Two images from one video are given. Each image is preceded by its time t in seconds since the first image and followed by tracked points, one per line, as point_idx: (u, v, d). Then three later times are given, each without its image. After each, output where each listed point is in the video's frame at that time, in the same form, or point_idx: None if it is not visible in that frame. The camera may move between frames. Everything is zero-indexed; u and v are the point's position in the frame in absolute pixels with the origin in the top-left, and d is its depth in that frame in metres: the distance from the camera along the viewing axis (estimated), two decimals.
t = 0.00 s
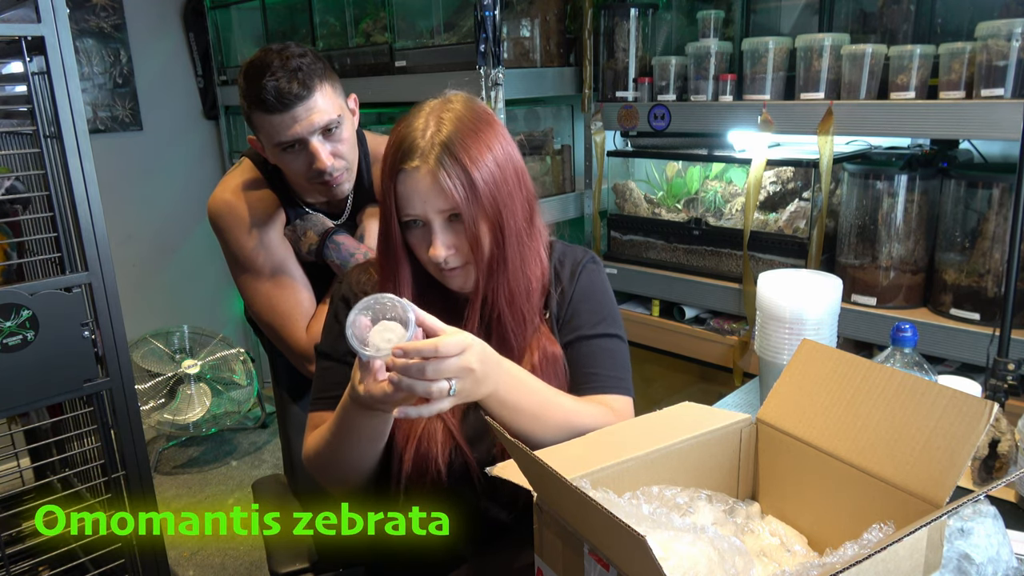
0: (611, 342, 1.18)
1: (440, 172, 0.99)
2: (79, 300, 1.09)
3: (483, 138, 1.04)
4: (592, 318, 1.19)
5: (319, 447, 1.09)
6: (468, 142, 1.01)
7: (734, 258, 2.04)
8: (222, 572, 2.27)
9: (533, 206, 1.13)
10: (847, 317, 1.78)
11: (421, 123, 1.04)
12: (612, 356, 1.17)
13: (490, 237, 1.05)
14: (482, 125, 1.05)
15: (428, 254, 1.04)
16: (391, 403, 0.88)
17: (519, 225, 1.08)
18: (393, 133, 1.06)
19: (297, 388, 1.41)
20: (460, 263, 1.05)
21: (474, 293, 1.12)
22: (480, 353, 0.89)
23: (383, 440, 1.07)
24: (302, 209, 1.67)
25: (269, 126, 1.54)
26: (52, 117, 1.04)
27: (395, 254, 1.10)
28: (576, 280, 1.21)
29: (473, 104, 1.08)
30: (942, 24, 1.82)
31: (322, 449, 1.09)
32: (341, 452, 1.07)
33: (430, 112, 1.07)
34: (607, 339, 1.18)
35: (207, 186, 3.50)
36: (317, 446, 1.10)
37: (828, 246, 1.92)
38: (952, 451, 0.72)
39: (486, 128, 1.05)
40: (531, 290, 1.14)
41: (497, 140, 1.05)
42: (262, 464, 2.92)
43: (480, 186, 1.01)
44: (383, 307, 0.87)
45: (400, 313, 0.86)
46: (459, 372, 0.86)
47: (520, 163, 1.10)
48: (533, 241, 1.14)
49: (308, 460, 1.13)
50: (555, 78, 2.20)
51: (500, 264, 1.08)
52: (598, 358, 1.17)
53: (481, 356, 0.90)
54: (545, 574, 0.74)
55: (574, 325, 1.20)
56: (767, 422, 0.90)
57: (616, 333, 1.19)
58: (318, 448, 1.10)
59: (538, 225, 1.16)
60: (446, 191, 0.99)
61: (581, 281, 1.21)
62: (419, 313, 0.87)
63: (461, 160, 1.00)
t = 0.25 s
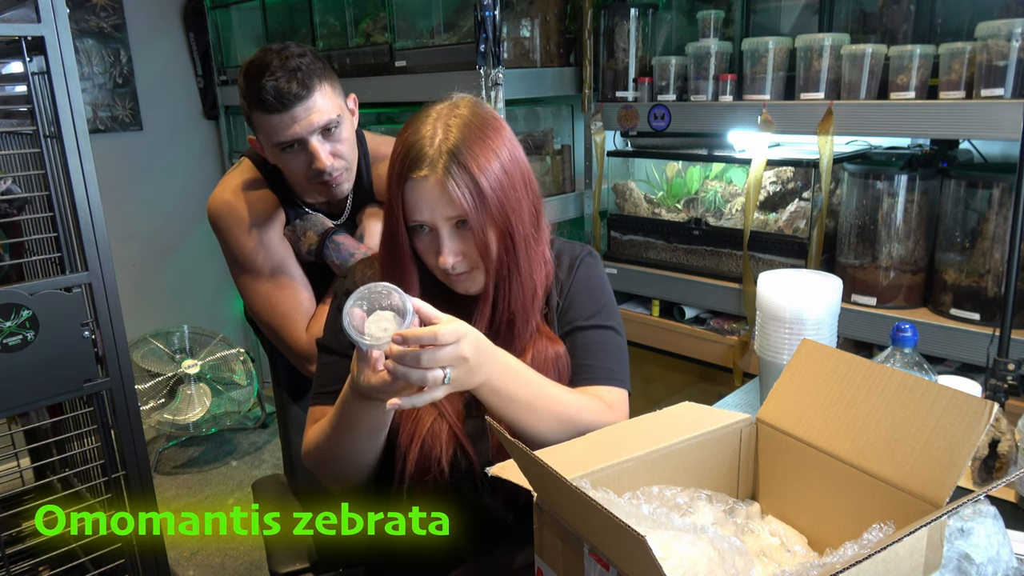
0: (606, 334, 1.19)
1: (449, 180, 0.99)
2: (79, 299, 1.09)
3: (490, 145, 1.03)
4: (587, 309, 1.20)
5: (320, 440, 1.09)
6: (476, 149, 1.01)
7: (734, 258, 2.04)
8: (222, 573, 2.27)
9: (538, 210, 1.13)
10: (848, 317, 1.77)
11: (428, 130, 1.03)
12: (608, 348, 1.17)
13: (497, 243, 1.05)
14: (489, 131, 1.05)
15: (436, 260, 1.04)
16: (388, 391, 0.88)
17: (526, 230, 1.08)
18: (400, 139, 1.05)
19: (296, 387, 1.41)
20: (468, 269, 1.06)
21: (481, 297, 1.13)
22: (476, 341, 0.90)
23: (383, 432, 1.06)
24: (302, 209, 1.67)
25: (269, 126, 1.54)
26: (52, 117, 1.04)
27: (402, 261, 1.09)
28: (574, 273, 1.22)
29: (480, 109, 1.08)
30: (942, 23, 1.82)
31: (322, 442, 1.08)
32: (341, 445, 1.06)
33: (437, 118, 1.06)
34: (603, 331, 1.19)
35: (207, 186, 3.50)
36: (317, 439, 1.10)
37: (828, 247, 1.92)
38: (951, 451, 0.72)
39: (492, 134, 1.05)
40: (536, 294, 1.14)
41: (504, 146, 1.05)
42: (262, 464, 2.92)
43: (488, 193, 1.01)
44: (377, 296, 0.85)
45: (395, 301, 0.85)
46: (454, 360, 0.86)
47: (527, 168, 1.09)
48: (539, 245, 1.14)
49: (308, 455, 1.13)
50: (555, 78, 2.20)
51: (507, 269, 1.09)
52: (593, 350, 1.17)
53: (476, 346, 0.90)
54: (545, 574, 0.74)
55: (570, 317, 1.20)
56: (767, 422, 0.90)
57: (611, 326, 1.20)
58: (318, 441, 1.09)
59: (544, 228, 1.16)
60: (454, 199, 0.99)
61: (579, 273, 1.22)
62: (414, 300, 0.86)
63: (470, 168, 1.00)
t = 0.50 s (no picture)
0: (606, 332, 1.19)
1: (452, 181, 0.99)
2: (79, 299, 1.09)
3: (493, 146, 1.03)
4: (588, 308, 1.20)
5: (319, 434, 1.09)
6: (479, 151, 1.01)
7: (734, 258, 2.04)
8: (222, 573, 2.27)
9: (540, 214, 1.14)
10: (848, 317, 1.77)
11: (431, 130, 1.03)
12: (607, 346, 1.17)
13: (499, 244, 1.05)
14: (491, 133, 1.05)
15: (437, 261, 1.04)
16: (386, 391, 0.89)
17: (528, 232, 1.08)
18: (403, 139, 1.05)
19: (296, 387, 1.41)
20: (469, 270, 1.05)
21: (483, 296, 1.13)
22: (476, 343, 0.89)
23: (383, 429, 1.06)
24: (302, 209, 1.67)
25: (269, 126, 1.54)
26: (52, 117, 1.04)
27: (403, 261, 1.09)
28: (574, 273, 1.23)
29: (483, 110, 1.08)
30: (942, 23, 1.82)
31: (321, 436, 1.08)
32: (340, 439, 1.06)
33: (440, 119, 1.06)
34: (603, 329, 1.19)
35: (207, 186, 3.50)
36: (316, 434, 1.09)
37: (828, 246, 1.92)
38: (952, 451, 0.72)
39: (495, 135, 1.05)
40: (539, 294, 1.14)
41: (507, 148, 1.05)
42: (262, 464, 2.92)
43: (491, 195, 1.01)
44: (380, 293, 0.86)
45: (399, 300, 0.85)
46: (453, 366, 0.86)
47: (529, 169, 1.09)
48: (541, 246, 1.14)
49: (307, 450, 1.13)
50: (555, 78, 2.20)
51: (508, 270, 1.09)
52: (593, 347, 1.17)
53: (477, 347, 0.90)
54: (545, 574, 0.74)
55: (570, 315, 1.21)
56: (767, 422, 0.90)
57: (611, 324, 1.20)
58: (318, 436, 1.09)
59: (546, 230, 1.16)
60: (457, 201, 0.99)
61: (579, 273, 1.23)
62: (418, 300, 0.86)
63: (473, 170, 0.99)
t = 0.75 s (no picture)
0: (607, 332, 1.19)
1: (450, 183, 0.99)
2: (79, 299, 1.09)
3: (493, 146, 1.03)
4: (589, 309, 1.20)
5: (319, 431, 1.08)
6: (479, 151, 1.01)
7: (734, 258, 2.04)
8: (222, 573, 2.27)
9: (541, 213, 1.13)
10: (848, 317, 1.77)
11: (431, 130, 1.03)
12: (609, 347, 1.17)
13: (498, 245, 1.05)
14: (492, 132, 1.04)
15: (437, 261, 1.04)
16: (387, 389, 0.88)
17: (528, 233, 1.08)
18: (403, 139, 1.05)
19: (296, 388, 1.41)
20: (469, 270, 1.05)
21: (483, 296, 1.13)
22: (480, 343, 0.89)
23: (384, 428, 1.06)
24: (302, 209, 1.67)
25: (269, 126, 1.54)
26: (52, 117, 1.04)
27: (404, 261, 1.09)
28: (575, 273, 1.23)
29: (483, 110, 1.08)
30: (942, 24, 1.82)
31: (321, 433, 1.08)
32: (340, 437, 1.06)
33: (441, 119, 1.06)
34: (604, 329, 1.19)
35: (207, 186, 3.50)
36: (316, 432, 1.09)
37: (828, 247, 1.92)
38: (951, 451, 0.72)
39: (495, 135, 1.05)
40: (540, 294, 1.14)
41: (507, 148, 1.05)
42: (262, 464, 2.92)
43: (489, 196, 1.01)
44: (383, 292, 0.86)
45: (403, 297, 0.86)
46: (456, 365, 0.86)
47: (530, 169, 1.09)
48: (541, 246, 1.14)
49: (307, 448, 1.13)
50: (555, 78, 2.20)
51: (508, 270, 1.09)
52: (595, 348, 1.17)
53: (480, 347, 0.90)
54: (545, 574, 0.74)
55: (571, 316, 1.21)
56: (767, 422, 0.90)
57: (611, 324, 1.20)
58: (318, 435, 1.09)
59: (546, 230, 1.16)
60: (456, 201, 0.99)
61: (580, 273, 1.23)
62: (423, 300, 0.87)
63: (472, 172, 0.99)
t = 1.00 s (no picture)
0: (609, 333, 1.19)
1: (451, 179, 0.99)
2: (79, 299, 1.09)
3: (493, 145, 1.03)
4: (590, 309, 1.20)
5: (319, 433, 1.08)
6: (478, 149, 1.01)
7: (734, 258, 2.04)
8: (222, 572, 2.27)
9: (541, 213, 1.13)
10: (848, 317, 1.77)
11: (430, 129, 1.03)
12: (610, 348, 1.17)
13: (497, 242, 1.05)
14: (491, 131, 1.05)
15: (437, 259, 1.04)
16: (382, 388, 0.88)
17: (527, 231, 1.08)
18: (402, 138, 1.05)
19: (296, 388, 1.41)
20: (469, 268, 1.05)
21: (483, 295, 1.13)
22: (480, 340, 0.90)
23: (383, 430, 1.06)
24: (302, 209, 1.67)
25: (269, 126, 1.54)
26: (52, 117, 1.04)
27: (404, 260, 1.09)
28: (576, 273, 1.23)
29: (483, 109, 1.08)
30: (943, 24, 1.82)
31: (321, 436, 1.08)
32: (340, 439, 1.06)
33: (440, 117, 1.06)
34: (606, 330, 1.19)
35: (207, 186, 3.50)
36: (316, 434, 1.09)
37: (828, 247, 1.92)
38: (952, 451, 0.72)
39: (495, 135, 1.05)
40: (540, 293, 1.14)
41: (507, 147, 1.05)
42: (262, 464, 2.92)
43: (490, 192, 1.01)
44: (388, 291, 0.86)
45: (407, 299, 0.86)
46: (457, 366, 0.86)
47: (530, 168, 1.09)
48: (541, 245, 1.14)
49: (307, 450, 1.12)
50: (555, 78, 2.20)
51: (507, 268, 1.09)
52: (596, 348, 1.17)
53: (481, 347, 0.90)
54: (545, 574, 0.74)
55: (573, 316, 1.21)
56: (767, 422, 0.90)
57: (612, 325, 1.20)
58: (318, 435, 1.09)
59: (546, 230, 1.17)
60: (456, 198, 0.99)
61: (581, 273, 1.23)
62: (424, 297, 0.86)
63: (472, 168, 0.99)
